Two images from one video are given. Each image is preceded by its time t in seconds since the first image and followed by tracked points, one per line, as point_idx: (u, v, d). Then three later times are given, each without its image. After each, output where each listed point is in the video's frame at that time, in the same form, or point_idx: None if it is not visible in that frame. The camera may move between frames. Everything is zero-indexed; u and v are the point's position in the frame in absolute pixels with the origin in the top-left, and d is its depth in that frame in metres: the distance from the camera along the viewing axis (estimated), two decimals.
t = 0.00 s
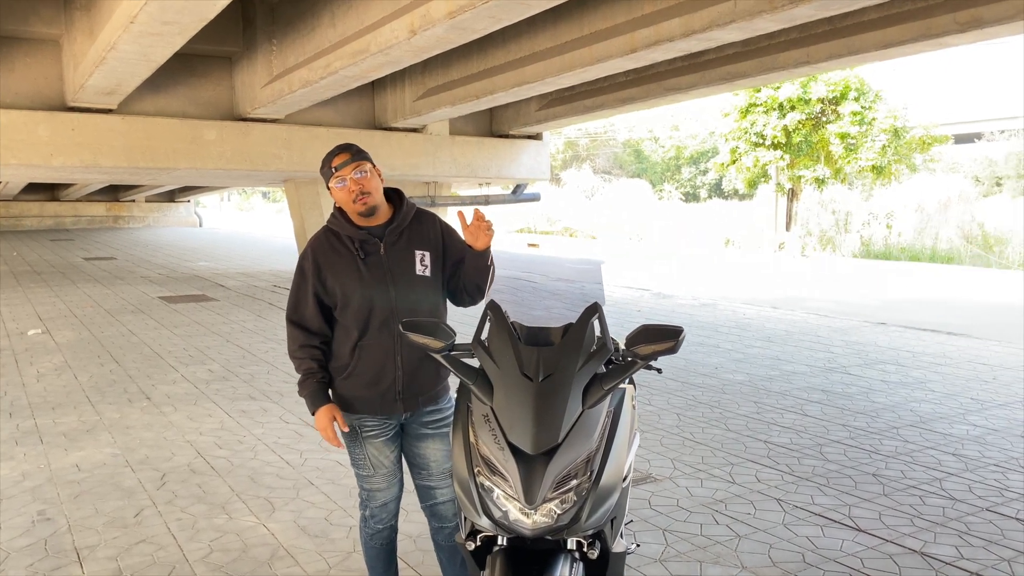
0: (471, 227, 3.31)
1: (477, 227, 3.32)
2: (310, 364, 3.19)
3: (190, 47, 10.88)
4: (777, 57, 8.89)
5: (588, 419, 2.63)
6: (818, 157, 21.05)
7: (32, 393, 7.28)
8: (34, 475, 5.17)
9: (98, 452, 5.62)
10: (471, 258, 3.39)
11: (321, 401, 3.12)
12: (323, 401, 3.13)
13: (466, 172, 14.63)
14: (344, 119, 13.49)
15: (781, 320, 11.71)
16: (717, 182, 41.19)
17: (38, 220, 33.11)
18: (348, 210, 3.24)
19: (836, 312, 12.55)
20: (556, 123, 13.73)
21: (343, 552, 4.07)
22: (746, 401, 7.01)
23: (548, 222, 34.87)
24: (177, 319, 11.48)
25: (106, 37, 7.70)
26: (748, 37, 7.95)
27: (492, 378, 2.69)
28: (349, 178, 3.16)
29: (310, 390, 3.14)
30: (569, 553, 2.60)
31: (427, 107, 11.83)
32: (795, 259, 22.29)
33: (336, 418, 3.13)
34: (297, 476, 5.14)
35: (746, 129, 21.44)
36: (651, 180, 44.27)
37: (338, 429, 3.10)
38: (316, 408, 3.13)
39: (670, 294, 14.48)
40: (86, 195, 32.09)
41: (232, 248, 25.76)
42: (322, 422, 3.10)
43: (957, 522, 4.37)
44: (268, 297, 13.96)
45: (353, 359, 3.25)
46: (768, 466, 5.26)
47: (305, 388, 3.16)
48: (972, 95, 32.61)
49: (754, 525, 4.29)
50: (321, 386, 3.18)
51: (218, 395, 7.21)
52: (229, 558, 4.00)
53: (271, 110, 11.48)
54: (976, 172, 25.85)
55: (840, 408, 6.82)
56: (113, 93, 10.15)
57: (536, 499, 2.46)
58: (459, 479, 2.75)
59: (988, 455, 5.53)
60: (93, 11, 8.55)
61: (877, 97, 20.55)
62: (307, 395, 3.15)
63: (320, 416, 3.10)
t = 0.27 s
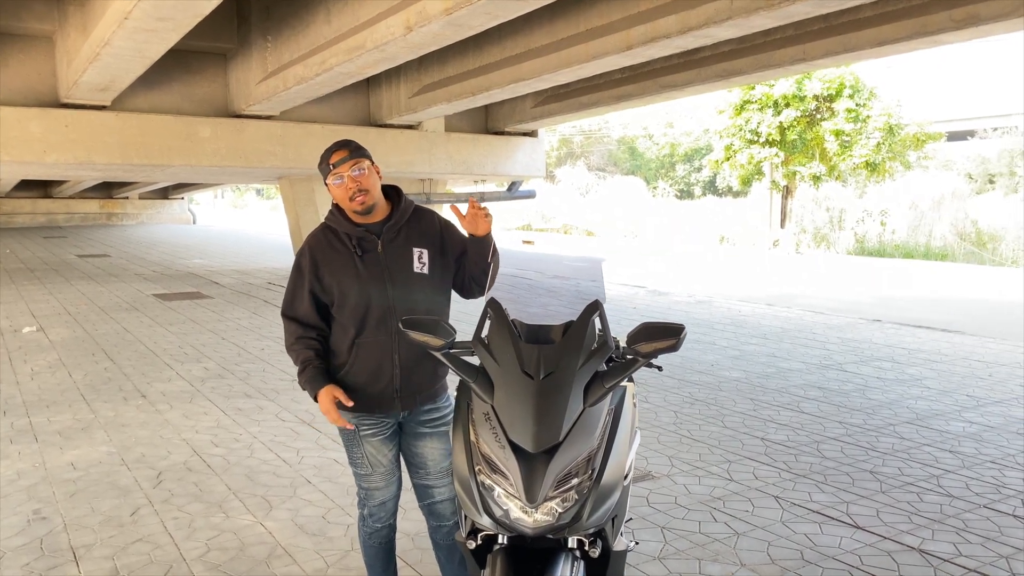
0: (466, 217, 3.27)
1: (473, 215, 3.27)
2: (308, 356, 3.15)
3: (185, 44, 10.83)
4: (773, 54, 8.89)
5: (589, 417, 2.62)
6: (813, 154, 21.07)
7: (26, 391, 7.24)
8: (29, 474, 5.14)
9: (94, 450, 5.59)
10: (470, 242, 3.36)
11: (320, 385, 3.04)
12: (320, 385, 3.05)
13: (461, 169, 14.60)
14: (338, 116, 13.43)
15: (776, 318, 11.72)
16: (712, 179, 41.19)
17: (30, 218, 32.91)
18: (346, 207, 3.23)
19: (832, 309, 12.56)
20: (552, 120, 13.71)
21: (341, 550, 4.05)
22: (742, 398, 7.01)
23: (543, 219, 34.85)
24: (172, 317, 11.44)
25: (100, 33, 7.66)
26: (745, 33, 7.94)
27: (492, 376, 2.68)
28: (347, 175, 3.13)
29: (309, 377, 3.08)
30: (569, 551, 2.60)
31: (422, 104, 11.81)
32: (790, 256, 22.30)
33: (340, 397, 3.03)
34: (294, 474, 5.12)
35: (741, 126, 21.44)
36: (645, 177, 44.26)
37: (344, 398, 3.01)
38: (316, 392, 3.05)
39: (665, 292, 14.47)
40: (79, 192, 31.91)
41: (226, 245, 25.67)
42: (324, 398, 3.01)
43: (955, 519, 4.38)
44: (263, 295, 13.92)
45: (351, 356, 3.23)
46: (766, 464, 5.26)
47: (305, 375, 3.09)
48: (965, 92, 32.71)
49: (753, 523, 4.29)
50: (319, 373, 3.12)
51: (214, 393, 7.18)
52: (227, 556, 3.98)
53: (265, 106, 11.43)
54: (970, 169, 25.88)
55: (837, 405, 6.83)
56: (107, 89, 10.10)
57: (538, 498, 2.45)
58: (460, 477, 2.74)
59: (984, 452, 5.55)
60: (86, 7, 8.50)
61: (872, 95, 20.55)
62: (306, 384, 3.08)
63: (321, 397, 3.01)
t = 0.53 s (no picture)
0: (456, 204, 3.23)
1: (463, 201, 3.23)
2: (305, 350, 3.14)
3: (180, 41, 10.79)
4: (769, 52, 8.89)
5: (588, 415, 2.62)
6: (809, 152, 21.12)
7: (21, 389, 7.21)
8: (24, 473, 5.12)
9: (89, 449, 5.57)
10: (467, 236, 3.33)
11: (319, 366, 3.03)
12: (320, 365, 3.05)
13: (457, 167, 14.59)
14: (333, 114, 13.38)
15: (772, 315, 11.75)
16: (707, 177, 41.24)
17: (24, 215, 32.79)
18: (344, 205, 3.21)
19: (827, 307, 12.59)
20: (548, 118, 13.70)
21: (339, 549, 4.04)
22: (739, 396, 7.02)
23: (539, 217, 34.84)
24: (167, 315, 11.42)
25: (94, 31, 7.63)
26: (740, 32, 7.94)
27: (491, 374, 2.67)
28: (350, 174, 3.11)
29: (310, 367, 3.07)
30: (568, 549, 2.59)
31: (418, 102, 11.79)
32: (786, 254, 22.34)
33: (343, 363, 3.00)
34: (290, 473, 5.11)
35: (737, 124, 21.49)
36: (641, 175, 44.30)
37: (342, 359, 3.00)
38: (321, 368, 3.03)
39: (661, 290, 14.49)
40: (72, 190, 31.82)
41: (221, 243, 25.63)
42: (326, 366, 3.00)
43: (951, 516, 4.38)
44: (259, 293, 13.89)
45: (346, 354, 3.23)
46: (762, 462, 5.26)
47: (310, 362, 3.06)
48: (959, 90, 32.81)
49: (750, 521, 4.30)
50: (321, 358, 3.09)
51: (210, 391, 7.16)
52: (223, 556, 3.97)
53: (261, 104, 11.40)
54: (964, 167, 25.96)
55: (833, 403, 6.84)
56: (102, 87, 10.06)
57: (536, 496, 2.45)
58: (458, 476, 2.73)
59: (980, 449, 5.56)
60: (80, 4, 8.47)
61: (867, 92, 20.60)
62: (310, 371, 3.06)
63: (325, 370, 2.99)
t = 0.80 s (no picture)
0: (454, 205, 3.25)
1: (458, 203, 3.25)
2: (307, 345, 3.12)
3: (176, 40, 10.77)
4: (765, 51, 8.90)
5: (585, 414, 2.62)
6: (805, 151, 21.13)
7: (16, 389, 7.19)
8: (20, 472, 5.10)
9: (85, 448, 5.56)
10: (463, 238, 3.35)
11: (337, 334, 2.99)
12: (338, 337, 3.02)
13: (454, 166, 14.58)
14: (329, 112, 13.36)
15: (768, 314, 11.75)
16: (703, 176, 41.26)
17: (20, 214, 32.69)
18: (343, 204, 3.21)
19: (824, 305, 12.60)
20: (544, 117, 13.69)
21: (336, 548, 4.03)
22: (735, 395, 7.02)
23: (535, 216, 34.83)
24: (163, 314, 11.39)
25: (90, 29, 7.61)
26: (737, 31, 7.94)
27: (488, 373, 2.68)
28: (351, 175, 3.11)
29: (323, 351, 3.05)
30: (565, 548, 2.59)
31: (414, 101, 11.77)
32: (782, 253, 22.37)
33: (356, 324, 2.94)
34: (287, 472, 5.10)
35: (733, 123, 21.50)
36: (637, 174, 44.31)
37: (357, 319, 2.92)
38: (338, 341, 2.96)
39: (657, 288, 14.51)
40: (68, 189, 31.74)
41: (217, 242, 25.59)
42: (341, 332, 2.93)
43: (947, 514, 4.40)
44: (255, 292, 13.86)
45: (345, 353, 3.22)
46: (759, 460, 5.27)
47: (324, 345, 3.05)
48: (955, 90, 32.87)
49: (747, 519, 4.30)
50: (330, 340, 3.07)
51: (207, 391, 7.16)
52: (220, 555, 3.96)
53: (257, 103, 11.38)
54: (959, 166, 25.98)
55: (829, 401, 6.85)
56: (97, 86, 10.03)
57: (533, 495, 2.45)
58: (455, 475, 2.73)
59: (976, 448, 5.57)
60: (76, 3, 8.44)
61: (864, 92, 20.60)
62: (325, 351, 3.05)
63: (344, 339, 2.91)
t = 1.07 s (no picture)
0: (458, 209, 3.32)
1: (467, 207, 3.32)
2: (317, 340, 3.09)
3: (173, 39, 10.75)
4: (762, 51, 8.91)
5: (582, 414, 2.62)
6: (802, 151, 21.15)
7: (13, 389, 7.17)
8: (17, 473, 5.09)
9: (82, 449, 5.55)
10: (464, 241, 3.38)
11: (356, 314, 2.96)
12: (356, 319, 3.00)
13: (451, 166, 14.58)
14: (326, 113, 13.35)
15: (765, 314, 11.77)
16: (701, 176, 41.30)
17: (16, 214, 32.63)
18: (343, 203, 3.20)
19: (821, 305, 12.61)
20: (541, 117, 13.69)
21: (333, 549, 4.03)
22: (733, 395, 7.03)
23: (533, 216, 34.82)
24: (160, 314, 11.38)
25: (86, 29, 7.59)
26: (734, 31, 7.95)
27: (486, 372, 2.68)
28: (350, 173, 3.10)
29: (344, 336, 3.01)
30: (563, 548, 2.59)
31: (412, 101, 11.77)
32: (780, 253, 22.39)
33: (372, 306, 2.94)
34: (284, 472, 5.10)
35: (731, 123, 21.52)
36: (634, 174, 44.35)
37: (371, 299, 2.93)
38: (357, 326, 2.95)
39: (655, 288, 14.51)
40: (65, 188, 31.69)
41: (215, 242, 25.58)
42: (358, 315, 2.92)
43: (944, 514, 4.40)
44: (252, 292, 13.85)
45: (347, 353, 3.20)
46: (756, 460, 5.27)
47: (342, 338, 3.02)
48: (950, 90, 32.92)
49: (744, 519, 4.30)
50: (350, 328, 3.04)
51: (204, 391, 7.15)
52: (217, 555, 3.96)
53: (254, 103, 11.37)
54: (956, 166, 26.01)
55: (827, 401, 6.86)
56: (94, 85, 10.01)
57: (530, 495, 2.45)
58: (452, 475, 2.73)
59: (973, 447, 5.58)
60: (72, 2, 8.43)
61: (861, 92, 20.62)
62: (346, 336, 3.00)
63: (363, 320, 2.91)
